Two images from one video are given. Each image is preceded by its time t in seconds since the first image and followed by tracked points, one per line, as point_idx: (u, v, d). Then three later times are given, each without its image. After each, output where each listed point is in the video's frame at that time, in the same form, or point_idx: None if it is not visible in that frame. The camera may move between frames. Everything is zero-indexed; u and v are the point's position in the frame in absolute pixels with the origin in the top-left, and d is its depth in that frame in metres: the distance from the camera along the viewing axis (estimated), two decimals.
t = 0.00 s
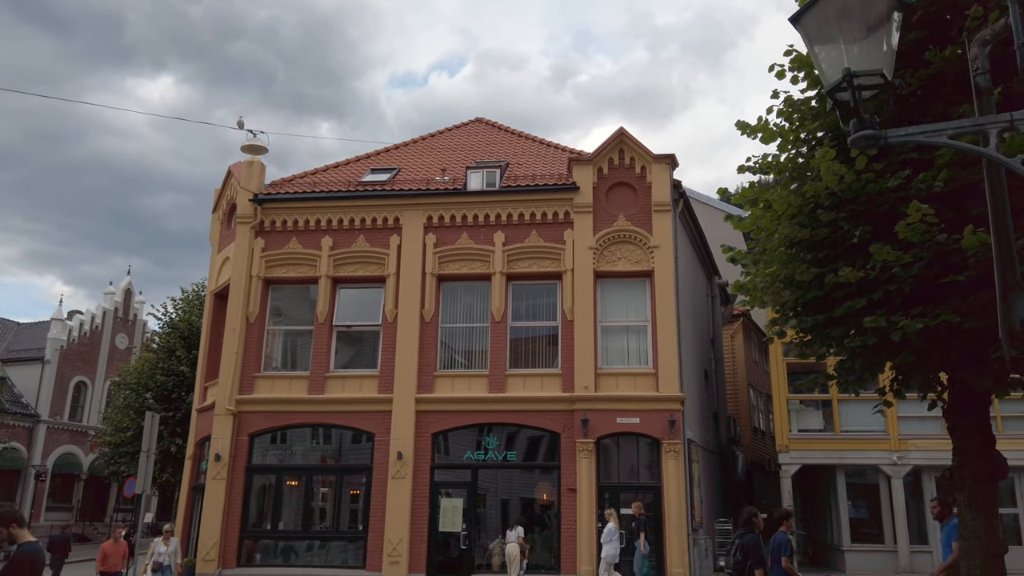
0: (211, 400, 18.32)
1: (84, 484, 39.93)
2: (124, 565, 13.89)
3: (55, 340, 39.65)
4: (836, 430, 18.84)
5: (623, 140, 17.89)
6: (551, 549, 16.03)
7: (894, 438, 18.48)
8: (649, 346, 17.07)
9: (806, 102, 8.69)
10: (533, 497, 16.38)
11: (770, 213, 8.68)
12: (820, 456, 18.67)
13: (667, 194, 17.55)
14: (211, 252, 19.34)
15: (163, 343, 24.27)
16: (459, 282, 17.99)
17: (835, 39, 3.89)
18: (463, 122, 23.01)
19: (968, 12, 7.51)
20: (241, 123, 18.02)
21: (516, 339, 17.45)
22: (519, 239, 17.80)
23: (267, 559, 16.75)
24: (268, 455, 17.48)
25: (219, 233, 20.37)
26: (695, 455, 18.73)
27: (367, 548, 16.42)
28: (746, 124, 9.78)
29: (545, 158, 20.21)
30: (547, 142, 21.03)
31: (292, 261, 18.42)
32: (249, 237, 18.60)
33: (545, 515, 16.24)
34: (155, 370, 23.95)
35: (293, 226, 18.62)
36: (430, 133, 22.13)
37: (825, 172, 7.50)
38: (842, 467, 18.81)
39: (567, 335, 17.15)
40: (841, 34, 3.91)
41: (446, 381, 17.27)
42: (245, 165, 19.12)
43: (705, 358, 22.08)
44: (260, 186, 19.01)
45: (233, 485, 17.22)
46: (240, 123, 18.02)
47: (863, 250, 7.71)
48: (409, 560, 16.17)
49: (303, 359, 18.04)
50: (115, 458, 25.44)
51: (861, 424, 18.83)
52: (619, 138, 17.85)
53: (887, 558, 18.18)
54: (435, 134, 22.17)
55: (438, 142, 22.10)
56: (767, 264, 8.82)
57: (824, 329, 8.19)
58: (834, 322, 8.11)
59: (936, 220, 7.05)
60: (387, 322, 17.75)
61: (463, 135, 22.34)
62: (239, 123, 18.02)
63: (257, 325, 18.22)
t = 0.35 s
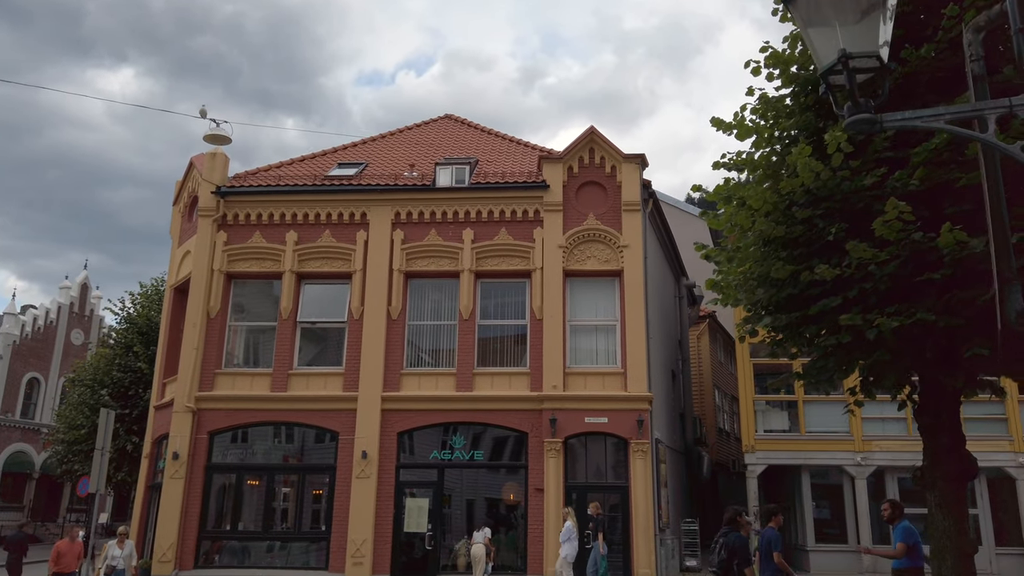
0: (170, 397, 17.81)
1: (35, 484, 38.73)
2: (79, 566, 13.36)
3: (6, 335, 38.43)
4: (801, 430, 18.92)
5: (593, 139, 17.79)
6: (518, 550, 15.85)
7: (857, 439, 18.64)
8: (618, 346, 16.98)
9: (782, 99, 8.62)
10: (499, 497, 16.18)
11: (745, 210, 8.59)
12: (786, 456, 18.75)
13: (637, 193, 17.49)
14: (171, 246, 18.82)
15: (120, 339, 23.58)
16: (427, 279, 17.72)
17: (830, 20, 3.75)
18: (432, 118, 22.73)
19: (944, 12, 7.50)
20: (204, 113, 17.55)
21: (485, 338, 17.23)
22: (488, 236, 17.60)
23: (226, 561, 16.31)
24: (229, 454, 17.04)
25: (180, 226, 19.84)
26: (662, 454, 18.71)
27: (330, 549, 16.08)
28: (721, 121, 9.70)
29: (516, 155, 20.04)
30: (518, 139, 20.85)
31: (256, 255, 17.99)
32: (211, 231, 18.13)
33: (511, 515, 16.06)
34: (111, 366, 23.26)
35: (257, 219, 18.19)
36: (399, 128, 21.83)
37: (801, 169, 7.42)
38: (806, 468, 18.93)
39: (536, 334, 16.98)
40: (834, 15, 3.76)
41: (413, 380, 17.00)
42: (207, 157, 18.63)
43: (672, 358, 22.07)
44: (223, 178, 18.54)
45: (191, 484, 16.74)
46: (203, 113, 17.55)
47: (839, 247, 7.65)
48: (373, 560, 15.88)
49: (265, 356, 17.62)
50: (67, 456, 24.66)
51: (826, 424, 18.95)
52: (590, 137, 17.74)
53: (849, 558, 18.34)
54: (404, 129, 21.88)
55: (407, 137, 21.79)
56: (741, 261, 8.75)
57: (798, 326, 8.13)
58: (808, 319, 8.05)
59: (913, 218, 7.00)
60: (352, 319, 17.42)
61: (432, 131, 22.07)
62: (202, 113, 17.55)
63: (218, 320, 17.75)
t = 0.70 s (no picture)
0: (133, 394, 17.35)
1: None
2: (36, 566, 12.89)
3: None
4: (771, 430, 19.02)
5: (568, 138, 17.70)
6: (488, 551, 15.67)
7: (826, 440, 18.76)
8: (591, 345, 16.90)
9: (762, 96, 8.58)
10: (470, 497, 16.01)
11: (725, 206, 8.54)
12: (755, 456, 18.83)
13: (612, 192, 17.43)
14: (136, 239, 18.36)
15: (81, 334, 22.97)
16: (399, 276, 17.48)
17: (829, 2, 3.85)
18: (406, 114, 22.50)
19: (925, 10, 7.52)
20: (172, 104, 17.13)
21: (457, 337, 17.05)
22: (462, 234, 17.42)
23: (190, 562, 15.92)
24: (194, 453, 16.63)
25: (145, 219, 19.37)
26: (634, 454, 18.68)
27: (298, 550, 15.77)
28: (700, 118, 9.66)
29: (490, 153, 19.90)
30: (492, 137, 20.71)
31: (224, 250, 17.61)
32: (178, 224, 17.71)
33: (482, 515, 15.90)
34: (72, 362, 22.64)
35: (225, 213, 17.80)
36: (372, 123, 21.58)
37: (783, 164, 7.37)
38: (776, 469, 19.03)
39: (509, 333, 16.84)
40: None
41: (384, 377, 16.76)
42: (174, 149, 18.20)
43: (644, 359, 22.08)
44: (191, 171, 18.12)
45: (155, 484, 16.32)
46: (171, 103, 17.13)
47: (820, 245, 7.61)
48: (341, 561, 15.60)
49: (232, 353, 17.25)
50: (25, 455, 23.95)
51: (795, 425, 19.06)
52: (564, 136, 17.65)
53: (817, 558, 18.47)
54: (377, 124, 21.63)
55: (380, 133, 21.54)
56: (721, 257, 8.69)
57: (777, 324, 8.10)
58: (787, 317, 8.02)
59: (894, 215, 6.97)
60: (323, 315, 17.13)
61: (405, 127, 21.83)
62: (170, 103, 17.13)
63: (184, 316, 17.34)
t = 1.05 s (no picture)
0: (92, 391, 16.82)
1: None
2: None
3: None
4: (739, 430, 19.08)
5: (542, 135, 17.57)
6: (458, 551, 15.47)
7: (794, 439, 18.84)
8: (563, 343, 16.78)
9: (743, 92, 8.51)
10: (440, 497, 15.80)
11: (705, 202, 8.45)
12: (724, 456, 18.87)
13: (585, 190, 17.33)
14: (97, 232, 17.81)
15: (39, 329, 22.24)
16: (369, 272, 17.19)
17: None
18: (377, 109, 22.19)
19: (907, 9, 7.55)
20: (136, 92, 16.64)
21: (428, 334, 16.81)
22: (434, 230, 17.19)
23: (151, 564, 15.47)
24: (155, 452, 16.16)
25: (107, 211, 18.81)
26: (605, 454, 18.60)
27: (263, 551, 15.42)
28: (679, 113, 9.57)
29: (462, 148, 19.69)
30: (465, 133, 20.49)
31: (189, 243, 17.16)
32: (141, 216, 17.22)
33: (451, 515, 15.69)
34: (28, 358, 21.91)
35: (191, 205, 17.35)
36: (343, 116, 21.23)
37: (765, 160, 7.30)
38: (744, 468, 19.09)
39: (481, 331, 16.66)
40: None
41: (353, 375, 16.45)
42: (138, 138, 17.69)
43: (615, 358, 22.04)
44: (155, 162, 17.63)
45: (114, 483, 15.83)
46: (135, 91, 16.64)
47: (801, 242, 7.55)
48: (308, 562, 15.28)
49: (197, 350, 16.82)
50: None
51: (764, 424, 19.13)
52: (538, 132, 17.51)
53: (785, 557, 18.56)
54: (348, 118, 21.30)
55: (351, 127, 21.20)
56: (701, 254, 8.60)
57: (758, 322, 8.03)
58: (767, 314, 7.96)
59: (878, 213, 6.93)
60: (291, 312, 16.78)
61: (376, 121, 21.52)
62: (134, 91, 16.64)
63: (147, 311, 16.87)
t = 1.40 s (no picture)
0: (54, 387, 16.33)
1: None
2: None
3: None
4: (713, 429, 19.08)
5: (518, 131, 17.41)
6: (430, 551, 15.25)
7: (766, 439, 18.88)
8: (538, 341, 16.64)
9: (726, 87, 8.43)
10: (412, 496, 15.57)
11: (687, 198, 8.36)
12: (697, 455, 18.86)
13: (562, 188, 17.20)
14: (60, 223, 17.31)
15: None
16: (342, 268, 16.91)
17: None
18: (352, 103, 21.88)
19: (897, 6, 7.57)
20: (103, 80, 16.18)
21: (402, 332, 16.57)
22: (409, 226, 16.94)
23: (113, 565, 15.04)
24: (120, 450, 15.73)
25: (72, 202, 18.30)
26: (579, 453, 18.50)
27: (230, 551, 15.07)
28: (661, 109, 9.47)
29: (438, 144, 19.46)
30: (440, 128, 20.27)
31: (156, 237, 16.74)
32: (107, 208, 16.77)
33: (424, 515, 15.46)
34: None
35: (159, 197, 16.92)
36: (316, 110, 20.90)
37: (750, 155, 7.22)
38: (717, 467, 19.10)
39: (455, 329, 16.46)
40: None
41: (325, 373, 16.16)
42: (105, 128, 17.20)
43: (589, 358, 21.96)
44: (122, 152, 17.16)
45: (76, 482, 15.38)
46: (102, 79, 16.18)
47: (784, 238, 7.48)
48: (277, 562, 14.98)
49: (163, 345, 16.40)
50: None
51: (737, 424, 19.16)
52: (515, 129, 17.34)
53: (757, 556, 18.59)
54: (322, 112, 20.97)
55: (325, 121, 20.86)
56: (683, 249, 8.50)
57: (739, 318, 7.95)
58: (749, 311, 7.89)
59: (863, 210, 6.88)
60: (261, 307, 16.44)
61: (350, 115, 21.20)
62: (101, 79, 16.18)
63: (112, 305, 16.42)
